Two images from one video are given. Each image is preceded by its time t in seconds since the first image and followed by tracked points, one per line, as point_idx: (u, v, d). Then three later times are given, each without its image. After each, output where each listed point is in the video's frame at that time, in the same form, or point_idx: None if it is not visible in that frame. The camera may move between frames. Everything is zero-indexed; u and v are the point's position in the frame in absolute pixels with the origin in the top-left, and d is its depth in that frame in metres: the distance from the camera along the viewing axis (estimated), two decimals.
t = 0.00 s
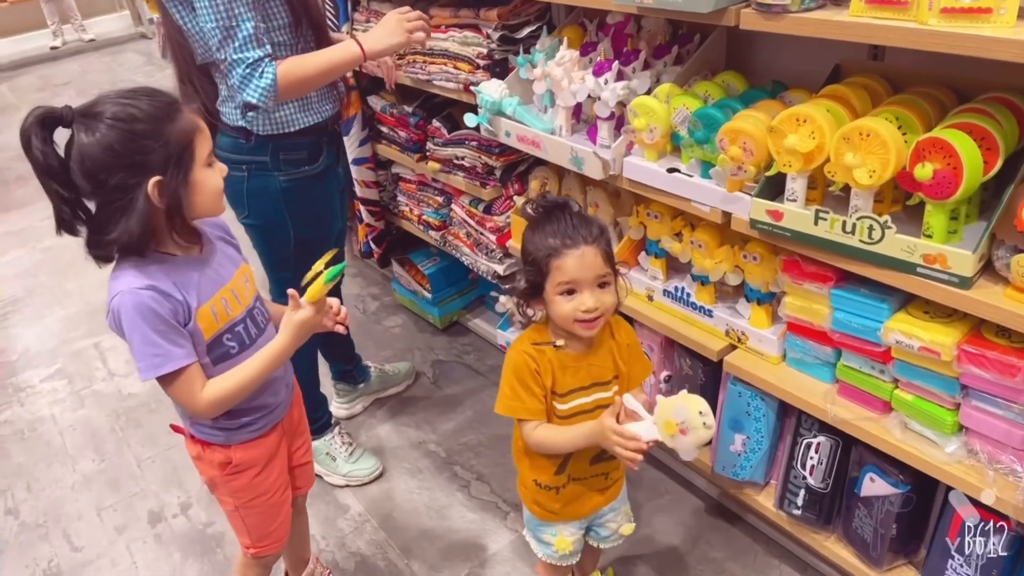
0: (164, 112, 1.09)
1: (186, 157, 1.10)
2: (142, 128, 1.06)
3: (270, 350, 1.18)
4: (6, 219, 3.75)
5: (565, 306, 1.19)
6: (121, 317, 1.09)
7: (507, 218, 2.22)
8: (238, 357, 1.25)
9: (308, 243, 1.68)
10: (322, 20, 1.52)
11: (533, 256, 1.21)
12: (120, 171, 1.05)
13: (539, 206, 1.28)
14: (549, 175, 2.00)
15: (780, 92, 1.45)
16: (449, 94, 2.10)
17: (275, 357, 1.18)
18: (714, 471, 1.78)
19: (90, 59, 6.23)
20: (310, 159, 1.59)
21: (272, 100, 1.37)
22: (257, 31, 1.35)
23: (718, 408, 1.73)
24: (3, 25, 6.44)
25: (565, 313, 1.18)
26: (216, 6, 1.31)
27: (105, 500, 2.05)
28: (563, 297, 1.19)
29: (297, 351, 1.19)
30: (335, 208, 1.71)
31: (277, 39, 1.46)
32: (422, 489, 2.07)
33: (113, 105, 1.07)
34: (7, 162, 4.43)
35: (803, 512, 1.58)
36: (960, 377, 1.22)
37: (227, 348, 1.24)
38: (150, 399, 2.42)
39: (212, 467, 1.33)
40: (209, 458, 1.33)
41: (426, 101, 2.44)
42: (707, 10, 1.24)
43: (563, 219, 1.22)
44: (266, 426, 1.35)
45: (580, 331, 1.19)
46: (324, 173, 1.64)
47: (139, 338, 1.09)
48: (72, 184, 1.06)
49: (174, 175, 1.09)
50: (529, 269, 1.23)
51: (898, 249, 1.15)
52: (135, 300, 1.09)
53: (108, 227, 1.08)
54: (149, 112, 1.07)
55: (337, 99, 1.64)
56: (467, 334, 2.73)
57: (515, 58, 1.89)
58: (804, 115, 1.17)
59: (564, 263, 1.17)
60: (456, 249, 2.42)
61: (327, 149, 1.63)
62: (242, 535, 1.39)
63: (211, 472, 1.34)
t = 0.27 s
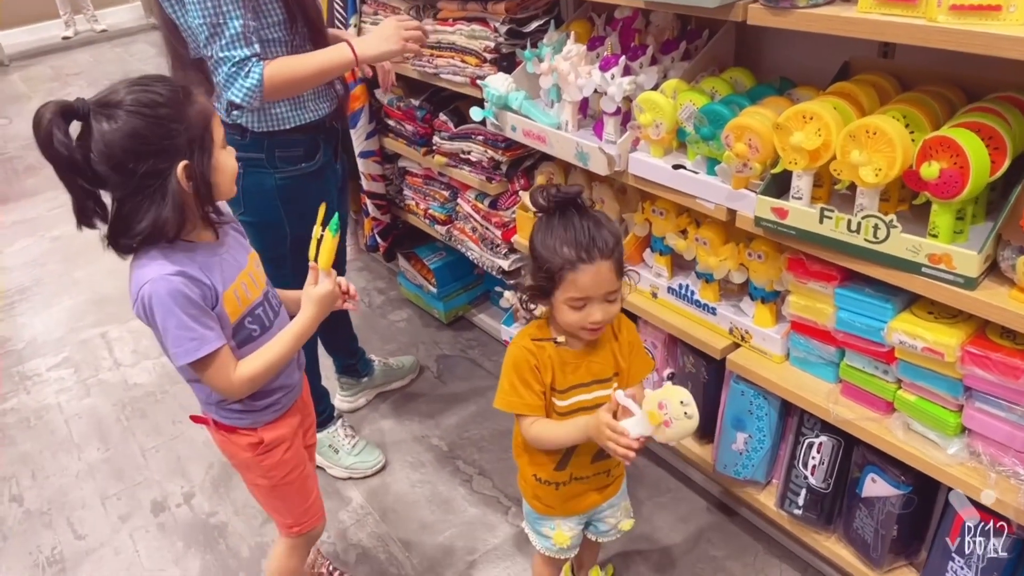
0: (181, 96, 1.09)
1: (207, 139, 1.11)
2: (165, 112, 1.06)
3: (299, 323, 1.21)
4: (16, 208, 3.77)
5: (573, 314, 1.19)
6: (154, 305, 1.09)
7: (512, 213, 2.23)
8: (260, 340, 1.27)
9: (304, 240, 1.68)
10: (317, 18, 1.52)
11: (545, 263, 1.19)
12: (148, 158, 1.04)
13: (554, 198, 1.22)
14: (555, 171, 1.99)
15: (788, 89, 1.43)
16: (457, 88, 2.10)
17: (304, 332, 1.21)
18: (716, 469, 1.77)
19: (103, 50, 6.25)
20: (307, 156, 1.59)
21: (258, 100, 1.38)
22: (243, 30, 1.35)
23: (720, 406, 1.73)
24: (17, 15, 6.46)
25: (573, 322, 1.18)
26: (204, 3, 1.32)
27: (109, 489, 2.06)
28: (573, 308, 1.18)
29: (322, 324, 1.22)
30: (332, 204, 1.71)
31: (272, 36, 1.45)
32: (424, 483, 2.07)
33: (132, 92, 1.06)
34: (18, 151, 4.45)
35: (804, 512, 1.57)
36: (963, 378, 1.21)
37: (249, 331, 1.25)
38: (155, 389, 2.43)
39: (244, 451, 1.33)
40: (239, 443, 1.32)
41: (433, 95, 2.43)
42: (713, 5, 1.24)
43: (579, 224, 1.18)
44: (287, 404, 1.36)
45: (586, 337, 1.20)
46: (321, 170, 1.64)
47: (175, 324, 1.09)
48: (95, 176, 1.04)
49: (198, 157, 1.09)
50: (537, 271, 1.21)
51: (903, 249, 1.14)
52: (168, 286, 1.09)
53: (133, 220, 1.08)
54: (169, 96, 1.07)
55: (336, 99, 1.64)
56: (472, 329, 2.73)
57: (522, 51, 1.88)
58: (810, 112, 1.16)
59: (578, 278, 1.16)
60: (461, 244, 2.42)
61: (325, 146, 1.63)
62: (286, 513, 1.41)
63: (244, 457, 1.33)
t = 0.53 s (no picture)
0: (197, 88, 1.08)
1: (223, 130, 1.11)
2: (183, 106, 1.05)
3: (331, 303, 1.24)
4: (18, 199, 3.78)
5: (568, 323, 1.19)
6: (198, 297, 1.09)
7: (514, 207, 2.21)
8: (286, 327, 1.30)
9: (297, 236, 1.68)
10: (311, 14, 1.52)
11: (541, 274, 1.17)
12: (170, 155, 1.05)
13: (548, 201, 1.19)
14: (557, 165, 1.99)
15: (790, 84, 1.43)
16: (459, 80, 2.11)
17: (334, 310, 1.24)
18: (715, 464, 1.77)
19: (105, 41, 6.25)
20: (299, 153, 1.59)
21: (254, 97, 1.38)
22: (240, 27, 1.35)
23: (720, 399, 1.73)
24: (20, 6, 6.45)
25: (570, 331, 1.19)
26: None
27: (107, 481, 2.07)
28: (568, 319, 1.18)
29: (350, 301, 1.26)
30: (326, 201, 1.71)
31: (267, 33, 1.46)
32: (423, 476, 2.08)
33: (148, 87, 1.05)
34: (21, 141, 4.46)
35: (802, 506, 1.57)
36: (962, 374, 1.21)
37: (275, 319, 1.27)
38: (156, 381, 2.44)
39: (282, 442, 1.33)
40: (276, 434, 1.32)
41: (436, 88, 2.43)
42: None
43: (575, 233, 1.17)
44: (310, 390, 1.38)
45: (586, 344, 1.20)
46: (314, 167, 1.64)
47: (222, 313, 1.10)
48: (116, 175, 1.04)
49: (218, 150, 1.11)
50: (532, 281, 1.19)
51: (903, 244, 1.14)
52: (210, 277, 1.10)
53: (155, 217, 1.08)
54: (186, 89, 1.07)
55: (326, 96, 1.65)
56: (473, 323, 2.74)
57: (525, 44, 1.88)
58: (812, 106, 1.16)
59: (575, 292, 1.15)
60: (462, 237, 2.42)
61: (316, 143, 1.63)
62: (326, 492, 1.41)
63: (281, 448, 1.33)
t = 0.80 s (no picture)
0: (217, 94, 1.07)
1: (241, 140, 1.09)
2: (196, 111, 1.04)
3: (375, 278, 1.28)
4: (17, 195, 3.78)
5: (559, 326, 1.19)
6: (259, 294, 1.12)
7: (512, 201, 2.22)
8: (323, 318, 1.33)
9: (286, 234, 1.71)
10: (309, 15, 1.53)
11: (528, 278, 1.17)
12: (177, 159, 1.04)
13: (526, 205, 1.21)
14: (555, 160, 1.98)
15: (788, 78, 1.43)
16: (457, 75, 2.09)
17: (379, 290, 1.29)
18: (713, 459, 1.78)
19: (103, 37, 6.23)
20: (282, 152, 1.61)
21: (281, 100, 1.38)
22: (263, 30, 1.35)
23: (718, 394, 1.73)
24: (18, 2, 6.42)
25: (562, 334, 1.19)
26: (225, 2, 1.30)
27: (106, 477, 2.07)
28: (560, 322, 1.18)
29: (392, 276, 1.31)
30: (312, 194, 1.74)
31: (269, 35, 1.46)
32: (422, 471, 2.08)
33: (166, 88, 1.04)
34: (19, 137, 4.46)
35: (799, 500, 1.58)
36: (958, 368, 1.21)
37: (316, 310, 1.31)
38: (155, 377, 2.45)
39: (326, 443, 1.35)
40: (324, 434, 1.34)
41: (434, 83, 2.43)
42: None
43: (556, 235, 1.17)
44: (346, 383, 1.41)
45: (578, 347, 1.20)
46: (296, 167, 1.67)
47: (286, 305, 1.14)
48: (122, 173, 1.05)
49: (231, 159, 1.08)
50: (519, 287, 1.19)
51: (900, 239, 1.15)
52: (266, 273, 1.13)
53: (159, 221, 1.08)
54: (204, 94, 1.05)
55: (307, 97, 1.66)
56: (472, 319, 2.74)
57: (523, 39, 1.88)
58: (808, 101, 1.16)
59: (564, 293, 1.16)
60: (461, 233, 2.42)
61: (299, 143, 1.65)
62: (358, 494, 1.43)
63: (327, 450, 1.35)
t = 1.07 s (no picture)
0: (245, 100, 1.07)
1: (264, 149, 1.10)
2: (222, 115, 1.04)
3: (397, 275, 1.29)
4: (13, 194, 3.77)
5: (557, 321, 1.19)
6: (291, 298, 1.13)
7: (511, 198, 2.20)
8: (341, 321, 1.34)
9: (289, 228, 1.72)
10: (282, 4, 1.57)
11: (522, 276, 1.17)
12: (199, 163, 1.04)
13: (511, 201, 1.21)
14: (552, 157, 1.98)
15: (784, 74, 1.43)
16: (454, 72, 2.08)
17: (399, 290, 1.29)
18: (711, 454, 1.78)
19: (99, 35, 6.22)
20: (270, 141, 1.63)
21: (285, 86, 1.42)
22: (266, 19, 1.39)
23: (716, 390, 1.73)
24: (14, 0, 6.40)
25: (561, 328, 1.19)
26: None
27: (105, 475, 2.07)
28: (557, 316, 1.18)
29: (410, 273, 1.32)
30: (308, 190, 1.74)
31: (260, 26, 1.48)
32: (421, 468, 2.09)
33: (190, 89, 1.04)
34: (17, 136, 4.45)
35: (797, 495, 1.58)
36: (954, 363, 1.22)
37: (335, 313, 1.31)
38: (152, 375, 2.45)
39: (346, 453, 1.35)
40: (346, 442, 1.35)
41: (431, 80, 2.43)
42: None
43: (545, 230, 1.18)
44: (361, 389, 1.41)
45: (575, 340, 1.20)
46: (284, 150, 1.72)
47: (319, 308, 1.15)
48: (140, 174, 1.04)
49: (253, 166, 1.09)
50: (513, 285, 1.19)
51: (896, 233, 1.15)
52: (296, 277, 1.14)
53: (175, 226, 1.08)
54: (231, 98, 1.05)
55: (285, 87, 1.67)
56: (470, 316, 2.74)
57: (520, 35, 1.88)
58: (805, 96, 1.16)
59: (560, 287, 1.16)
60: (459, 230, 2.42)
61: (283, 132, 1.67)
62: (368, 507, 1.42)
63: (347, 459, 1.35)
